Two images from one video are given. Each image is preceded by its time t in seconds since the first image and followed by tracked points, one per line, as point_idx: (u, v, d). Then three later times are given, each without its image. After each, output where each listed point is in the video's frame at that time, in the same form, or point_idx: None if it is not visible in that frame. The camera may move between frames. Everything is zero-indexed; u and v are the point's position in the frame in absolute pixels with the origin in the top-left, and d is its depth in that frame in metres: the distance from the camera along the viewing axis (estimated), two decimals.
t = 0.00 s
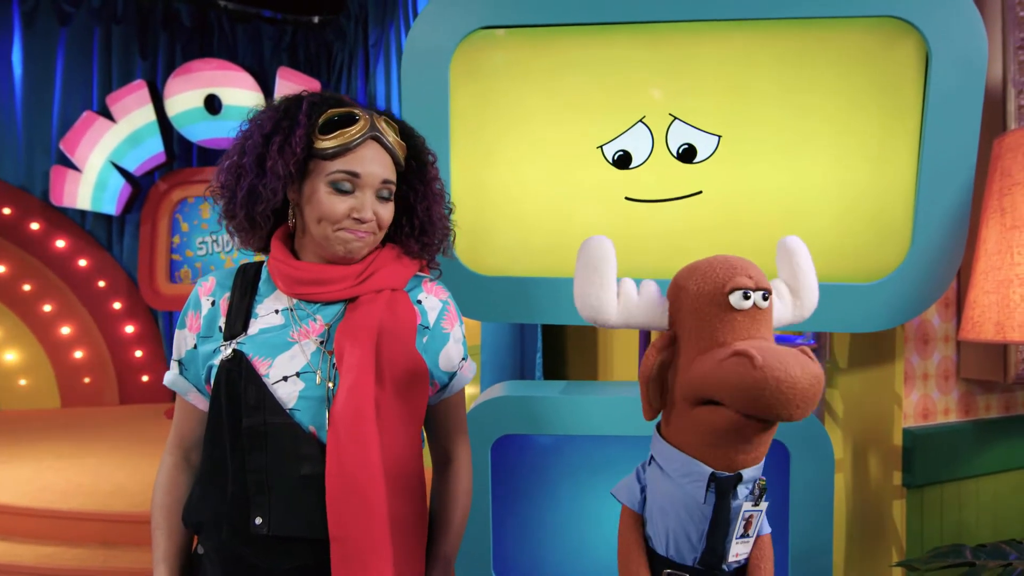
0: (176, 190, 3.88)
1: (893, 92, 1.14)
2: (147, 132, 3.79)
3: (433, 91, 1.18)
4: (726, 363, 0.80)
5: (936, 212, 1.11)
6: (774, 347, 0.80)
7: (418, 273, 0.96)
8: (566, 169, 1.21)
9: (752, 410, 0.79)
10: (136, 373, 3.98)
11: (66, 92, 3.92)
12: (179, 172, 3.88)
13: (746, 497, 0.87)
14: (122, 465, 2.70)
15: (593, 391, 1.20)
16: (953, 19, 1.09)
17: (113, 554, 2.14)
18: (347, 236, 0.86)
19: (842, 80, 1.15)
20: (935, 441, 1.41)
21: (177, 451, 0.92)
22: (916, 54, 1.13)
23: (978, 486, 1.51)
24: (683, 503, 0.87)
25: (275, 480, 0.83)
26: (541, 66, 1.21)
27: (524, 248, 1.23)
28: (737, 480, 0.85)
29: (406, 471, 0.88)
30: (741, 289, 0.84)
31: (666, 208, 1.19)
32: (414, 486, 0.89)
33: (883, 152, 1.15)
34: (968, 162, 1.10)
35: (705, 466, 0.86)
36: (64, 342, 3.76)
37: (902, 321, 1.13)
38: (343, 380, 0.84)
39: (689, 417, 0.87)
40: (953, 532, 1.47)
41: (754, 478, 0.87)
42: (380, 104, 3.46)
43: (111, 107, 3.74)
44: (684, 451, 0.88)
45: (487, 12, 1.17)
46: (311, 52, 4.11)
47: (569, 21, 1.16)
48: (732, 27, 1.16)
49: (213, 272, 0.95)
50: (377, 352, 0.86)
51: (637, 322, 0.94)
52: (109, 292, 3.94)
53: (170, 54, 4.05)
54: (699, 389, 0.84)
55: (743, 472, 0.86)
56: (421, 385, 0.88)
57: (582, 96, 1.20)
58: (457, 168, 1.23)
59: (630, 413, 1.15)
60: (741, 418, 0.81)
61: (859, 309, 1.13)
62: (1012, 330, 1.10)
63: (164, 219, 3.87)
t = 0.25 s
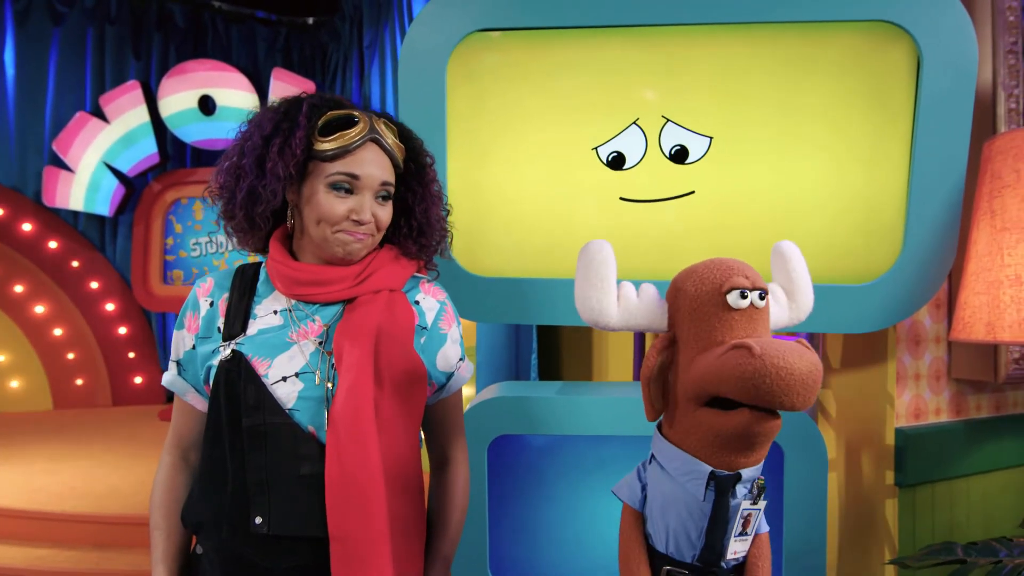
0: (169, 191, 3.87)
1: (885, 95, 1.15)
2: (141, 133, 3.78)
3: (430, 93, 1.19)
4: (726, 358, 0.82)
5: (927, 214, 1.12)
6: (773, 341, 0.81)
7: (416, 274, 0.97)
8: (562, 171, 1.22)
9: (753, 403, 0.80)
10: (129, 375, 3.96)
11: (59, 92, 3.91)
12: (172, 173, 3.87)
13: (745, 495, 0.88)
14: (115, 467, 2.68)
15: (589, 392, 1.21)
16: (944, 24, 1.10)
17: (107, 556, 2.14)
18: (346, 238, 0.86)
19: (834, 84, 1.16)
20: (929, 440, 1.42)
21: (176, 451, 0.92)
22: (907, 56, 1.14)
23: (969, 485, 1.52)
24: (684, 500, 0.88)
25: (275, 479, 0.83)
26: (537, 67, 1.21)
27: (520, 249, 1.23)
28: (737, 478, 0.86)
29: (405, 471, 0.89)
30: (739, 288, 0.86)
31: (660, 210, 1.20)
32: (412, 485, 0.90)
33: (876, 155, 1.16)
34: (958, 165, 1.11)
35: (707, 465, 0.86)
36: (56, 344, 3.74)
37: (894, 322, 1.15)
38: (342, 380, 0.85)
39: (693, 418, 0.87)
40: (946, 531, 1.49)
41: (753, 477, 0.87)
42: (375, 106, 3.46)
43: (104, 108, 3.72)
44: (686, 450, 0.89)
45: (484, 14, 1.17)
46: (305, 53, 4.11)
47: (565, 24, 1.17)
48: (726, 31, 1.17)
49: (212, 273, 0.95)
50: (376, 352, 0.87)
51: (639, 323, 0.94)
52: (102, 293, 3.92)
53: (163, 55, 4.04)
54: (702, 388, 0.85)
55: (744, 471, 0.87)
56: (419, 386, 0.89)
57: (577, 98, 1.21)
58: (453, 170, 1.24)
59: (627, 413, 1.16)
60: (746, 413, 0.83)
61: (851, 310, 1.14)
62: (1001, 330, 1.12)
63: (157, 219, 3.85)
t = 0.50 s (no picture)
0: (165, 193, 3.84)
1: (879, 99, 1.17)
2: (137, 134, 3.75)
3: (428, 96, 1.20)
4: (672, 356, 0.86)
5: (921, 216, 1.14)
6: (708, 336, 0.83)
7: (415, 277, 0.97)
8: (559, 174, 1.23)
9: (698, 398, 0.83)
10: (123, 377, 3.95)
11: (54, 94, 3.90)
12: (167, 175, 3.85)
13: (743, 501, 0.87)
14: (110, 470, 2.68)
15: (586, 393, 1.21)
16: (937, 30, 1.11)
17: (102, 559, 2.13)
18: (346, 240, 0.87)
19: (829, 88, 1.18)
20: (923, 441, 1.42)
21: (175, 452, 0.92)
22: (901, 61, 1.15)
23: (962, 486, 1.54)
24: (680, 504, 0.89)
25: (276, 480, 0.84)
26: (534, 71, 1.22)
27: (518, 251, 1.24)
28: (731, 483, 0.86)
29: (405, 471, 0.89)
30: (707, 287, 0.88)
31: (657, 212, 1.21)
32: (412, 486, 0.90)
33: (870, 158, 1.17)
34: (952, 169, 1.12)
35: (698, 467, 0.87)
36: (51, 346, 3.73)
37: (889, 324, 1.16)
38: (342, 382, 0.85)
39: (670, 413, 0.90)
40: (940, 532, 1.50)
41: (750, 483, 0.87)
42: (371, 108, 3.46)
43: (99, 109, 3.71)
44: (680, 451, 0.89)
45: (482, 18, 1.18)
46: (301, 55, 4.11)
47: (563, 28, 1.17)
48: (722, 35, 1.18)
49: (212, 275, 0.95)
50: (376, 354, 0.87)
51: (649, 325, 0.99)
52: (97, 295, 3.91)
53: (159, 57, 4.04)
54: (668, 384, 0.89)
55: (738, 476, 0.86)
56: (419, 387, 0.89)
57: (575, 102, 1.22)
58: (450, 172, 1.24)
59: (624, 414, 1.16)
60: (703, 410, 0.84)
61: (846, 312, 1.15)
62: (994, 332, 1.13)
63: (154, 221, 3.82)
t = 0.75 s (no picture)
0: (160, 195, 3.85)
1: (873, 104, 1.18)
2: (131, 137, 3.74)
3: (426, 100, 1.20)
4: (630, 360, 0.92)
5: (913, 220, 1.15)
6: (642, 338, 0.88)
7: (414, 280, 0.98)
8: (555, 178, 1.24)
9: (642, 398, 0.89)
10: (117, 380, 3.93)
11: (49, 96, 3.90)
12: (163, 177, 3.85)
13: (722, 500, 0.88)
14: (104, 473, 2.66)
15: (583, 396, 1.22)
16: (930, 36, 1.13)
17: (96, 563, 2.12)
18: (346, 244, 0.87)
19: (823, 94, 1.19)
20: (915, 444, 1.44)
21: (174, 455, 0.93)
22: (894, 67, 1.17)
23: (956, 487, 1.55)
24: (662, 503, 0.92)
25: (276, 482, 0.84)
26: (531, 75, 1.23)
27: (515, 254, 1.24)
28: (706, 483, 0.88)
29: (404, 473, 0.90)
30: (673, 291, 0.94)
31: (653, 216, 1.22)
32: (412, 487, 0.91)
33: (863, 162, 1.19)
34: (944, 174, 1.14)
35: (673, 466, 0.91)
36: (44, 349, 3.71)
37: (883, 326, 1.17)
38: (342, 384, 0.86)
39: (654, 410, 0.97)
40: (932, 533, 1.51)
41: (728, 481, 0.88)
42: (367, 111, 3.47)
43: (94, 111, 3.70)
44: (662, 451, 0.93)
45: (479, 22, 1.19)
46: (296, 58, 4.11)
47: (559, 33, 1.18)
48: (717, 41, 1.19)
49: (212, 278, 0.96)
50: (376, 357, 0.88)
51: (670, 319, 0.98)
52: (91, 298, 3.90)
53: (154, 59, 4.03)
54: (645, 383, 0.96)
55: (711, 475, 0.88)
56: (418, 390, 0.90)
57: (571, 107, 1.23)
58: (446, 176, 1.25)
59: (620, 416, 1.17)
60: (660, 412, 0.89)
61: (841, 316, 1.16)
62: (986, 335, 1.14)
63: (148, 224, 3.83)
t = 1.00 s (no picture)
0: (154, 197, 3.82)
1: (866, 108, 1.19)
2: (125, 138, 3.73)
3: (423, 103, 1.21)
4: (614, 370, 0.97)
5: (906, 223, 1.16)
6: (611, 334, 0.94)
7: (411, 282, 0.98)
8: (551, 180, 1.24)
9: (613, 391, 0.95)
10: (111, 382, 3.92)
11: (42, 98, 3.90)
12: (157, 179, 3.84)
13: (695, 496, 0.90)
14: (97, 476, 2.65)
15: (579, 397, 1.23)
16: (923, 41, 1.14)
17: (89, 566, 2.11)
18: (344, 245, 0.88)
19: (816, 97, 1.20)
20: (908, 443, 1.45)
21: (171, 456, 0.93)
22: (887, 72, 1.18)
23: (948, 487, 1.56)
24: (641, 501, 0.94)
25: (274, 483, 0.84)
26: (527, 78, 1.24)
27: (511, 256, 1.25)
28: (676, 480, 0.90)
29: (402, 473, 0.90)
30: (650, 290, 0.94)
31: (649, 218, 1.23)
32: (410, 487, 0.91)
33: (856, 165, 1.20)
34: (935, 177, 1.15)
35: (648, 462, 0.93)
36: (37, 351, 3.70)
37: (876, 328, 1.18)
38: (340, 385, 0.86)
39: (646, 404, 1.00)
40: (924, 533, 1.53)
41: (699, 478, 0.89)
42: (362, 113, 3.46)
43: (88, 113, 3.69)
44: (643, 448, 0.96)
45: (475, 25, 1.19)
46: (291, 59, 4.09)
47: (555, 36, 1.19)
48: (712, 45, 1.20)
49: (210, 279, 0.96)
50: (374, 358, 0.88)
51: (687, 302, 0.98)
52: (84, 299, 3.88)
53: (148, 60, 4.02)
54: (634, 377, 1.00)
55: (682, 472, 0.90)
56: (416, 391, 0.90)
57: (567, 109, 1.24)
58: (443, 178, 1.26)
59: (616, 417, 1.18)
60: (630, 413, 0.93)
61: (834, 317, 1.17)
62: (977, 336, 1.15)
63: (142, 225, 3.81)
